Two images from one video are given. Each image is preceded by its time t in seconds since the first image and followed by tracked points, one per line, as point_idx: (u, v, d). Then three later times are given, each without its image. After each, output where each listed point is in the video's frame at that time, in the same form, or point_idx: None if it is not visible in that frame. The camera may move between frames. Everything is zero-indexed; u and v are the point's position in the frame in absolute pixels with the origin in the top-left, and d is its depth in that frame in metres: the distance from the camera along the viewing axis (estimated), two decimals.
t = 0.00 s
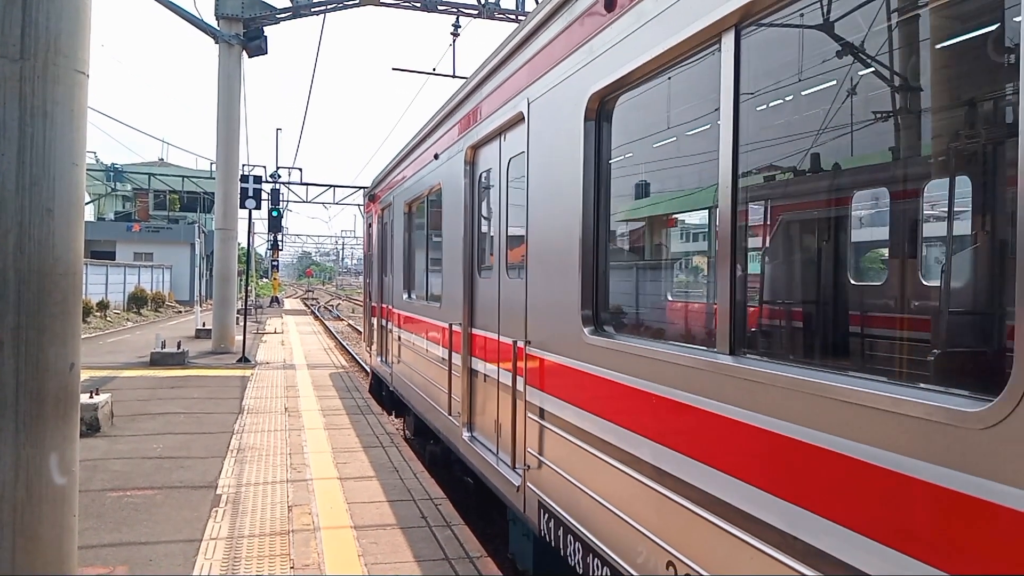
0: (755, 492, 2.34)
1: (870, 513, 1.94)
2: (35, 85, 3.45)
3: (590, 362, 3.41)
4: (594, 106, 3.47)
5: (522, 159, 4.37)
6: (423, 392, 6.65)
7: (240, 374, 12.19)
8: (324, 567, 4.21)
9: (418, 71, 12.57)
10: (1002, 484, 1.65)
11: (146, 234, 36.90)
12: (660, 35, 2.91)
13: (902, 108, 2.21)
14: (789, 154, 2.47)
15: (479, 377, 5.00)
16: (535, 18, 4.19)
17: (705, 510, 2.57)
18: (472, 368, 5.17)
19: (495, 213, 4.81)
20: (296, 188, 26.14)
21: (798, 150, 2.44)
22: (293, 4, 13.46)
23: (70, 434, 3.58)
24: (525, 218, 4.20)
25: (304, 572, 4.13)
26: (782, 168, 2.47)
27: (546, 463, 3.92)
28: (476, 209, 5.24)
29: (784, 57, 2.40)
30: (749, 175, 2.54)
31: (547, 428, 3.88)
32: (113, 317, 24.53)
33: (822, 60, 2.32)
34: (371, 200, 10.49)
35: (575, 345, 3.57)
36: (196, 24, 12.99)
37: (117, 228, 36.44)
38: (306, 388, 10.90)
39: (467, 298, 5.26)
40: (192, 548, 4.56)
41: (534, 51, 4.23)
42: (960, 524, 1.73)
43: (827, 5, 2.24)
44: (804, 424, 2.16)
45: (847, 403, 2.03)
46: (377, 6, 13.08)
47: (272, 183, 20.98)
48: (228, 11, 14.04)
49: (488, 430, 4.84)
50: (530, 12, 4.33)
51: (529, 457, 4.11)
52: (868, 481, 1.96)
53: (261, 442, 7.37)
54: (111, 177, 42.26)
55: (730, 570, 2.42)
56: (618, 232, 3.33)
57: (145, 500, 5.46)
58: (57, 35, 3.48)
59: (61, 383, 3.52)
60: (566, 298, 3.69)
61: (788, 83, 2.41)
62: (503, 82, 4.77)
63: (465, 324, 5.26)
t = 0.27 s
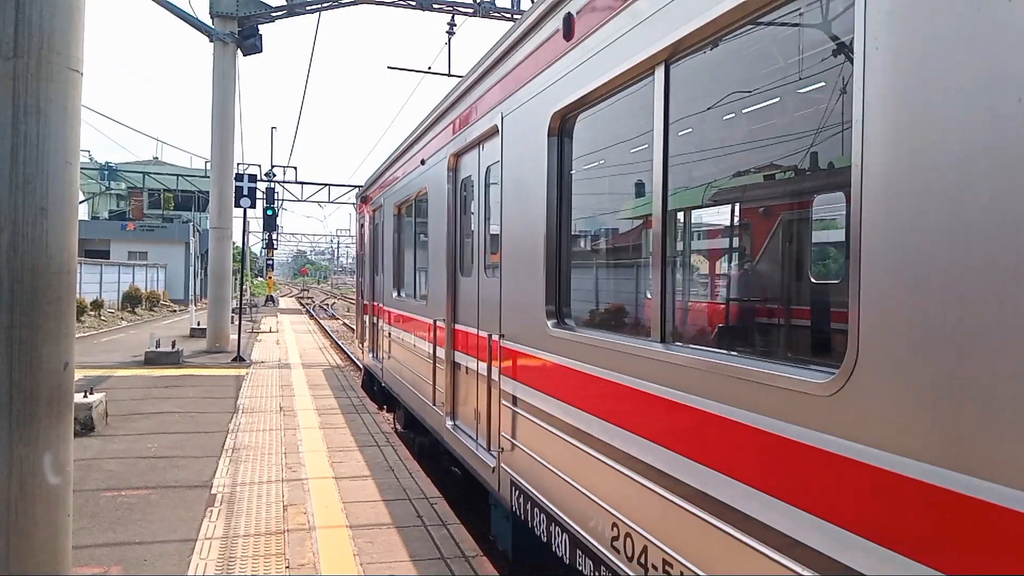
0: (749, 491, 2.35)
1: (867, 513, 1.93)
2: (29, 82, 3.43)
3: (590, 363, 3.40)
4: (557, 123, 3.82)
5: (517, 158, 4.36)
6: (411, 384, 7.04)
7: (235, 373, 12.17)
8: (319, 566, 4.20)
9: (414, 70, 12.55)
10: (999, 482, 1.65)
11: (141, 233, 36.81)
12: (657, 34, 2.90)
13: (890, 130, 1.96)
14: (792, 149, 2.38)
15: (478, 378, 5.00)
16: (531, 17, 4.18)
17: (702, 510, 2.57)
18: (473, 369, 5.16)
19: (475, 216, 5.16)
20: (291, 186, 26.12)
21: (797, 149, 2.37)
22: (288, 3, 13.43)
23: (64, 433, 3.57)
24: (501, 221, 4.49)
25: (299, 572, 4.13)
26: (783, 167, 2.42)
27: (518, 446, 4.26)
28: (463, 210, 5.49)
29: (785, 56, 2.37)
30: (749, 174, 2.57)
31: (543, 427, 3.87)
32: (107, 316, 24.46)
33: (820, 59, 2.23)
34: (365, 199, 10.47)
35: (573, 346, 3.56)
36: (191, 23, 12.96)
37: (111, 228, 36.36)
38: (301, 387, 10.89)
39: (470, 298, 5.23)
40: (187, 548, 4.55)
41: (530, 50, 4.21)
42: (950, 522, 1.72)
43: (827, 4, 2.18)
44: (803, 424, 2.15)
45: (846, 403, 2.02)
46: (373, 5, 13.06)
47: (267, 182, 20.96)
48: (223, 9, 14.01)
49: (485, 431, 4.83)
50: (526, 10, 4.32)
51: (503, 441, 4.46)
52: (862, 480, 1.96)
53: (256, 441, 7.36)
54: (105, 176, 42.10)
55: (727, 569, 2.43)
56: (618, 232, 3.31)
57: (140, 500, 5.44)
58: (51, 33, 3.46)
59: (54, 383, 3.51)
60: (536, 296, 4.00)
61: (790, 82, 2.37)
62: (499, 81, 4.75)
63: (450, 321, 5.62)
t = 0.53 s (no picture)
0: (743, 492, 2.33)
1: (860, 513, 1.92)
2: (24, 82, 3.42)
3: (584, 364, 3.38)
4: (524, 139, 4.23)
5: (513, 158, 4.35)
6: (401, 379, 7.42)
7: (231, 374, 12.15)
8: (314, 568, 4.19)
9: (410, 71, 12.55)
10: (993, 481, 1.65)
11: (136, 233, 36.73)
12: (654, 34, 2.89)
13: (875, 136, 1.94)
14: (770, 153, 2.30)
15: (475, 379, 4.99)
16: (527, 17, 4.17)
17: (697, 511, 2.56)
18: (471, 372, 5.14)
19: (459, 220, 5.56)
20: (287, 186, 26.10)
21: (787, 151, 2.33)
22: (284, 3, 13.42)
23: (58, 434, 3.55)
24: (481, 227, 4.87)
25: (294, 573, 4.12)
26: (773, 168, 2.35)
27: (496, 433, 4.60)
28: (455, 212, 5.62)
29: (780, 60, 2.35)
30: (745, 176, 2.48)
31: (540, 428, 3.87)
32: (103, 317, 24.43)
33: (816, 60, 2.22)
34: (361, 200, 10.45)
35: (570, 346, 3.54)
36: (187, 23, 12.94)
37: (107, 228, 36.30)
38: (297, 387, 10.88)
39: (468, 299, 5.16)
40: (181, 549, 4.53)
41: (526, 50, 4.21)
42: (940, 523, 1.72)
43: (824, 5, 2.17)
44: (796, 425, 2.15)
45: (837, 403, 2.01)
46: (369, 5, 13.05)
47: (263, 183, 20.95)
48: (219, 9, 13.99)
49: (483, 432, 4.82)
50: (523, 11, 4.31)
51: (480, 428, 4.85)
52: (855, 480, 1.95)
53: (251, 442, 7.35)
54: (100, 176, 42.01)
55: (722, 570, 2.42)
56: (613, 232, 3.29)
57: (134, 500, 5.43)
58: (45, 32, 3.45)
59: (48, 384, 3.49)
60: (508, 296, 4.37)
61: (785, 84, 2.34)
62: (496, 81, 4.75)
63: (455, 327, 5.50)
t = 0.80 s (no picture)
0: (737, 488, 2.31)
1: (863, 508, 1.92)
2: (22, 82, 3.42)
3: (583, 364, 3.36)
4: (496, 153, 4.64)
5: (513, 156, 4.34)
6: (395, 373, 7.70)
7: (230, 373, 12.16)
8: (315, 566, 4.19)
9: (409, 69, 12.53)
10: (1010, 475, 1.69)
11: (135, 232, 36.71)
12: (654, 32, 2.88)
13: (798, 146, 2.13)
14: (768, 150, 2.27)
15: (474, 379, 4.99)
16: (526, 15, 4.17)
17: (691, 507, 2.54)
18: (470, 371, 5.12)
19: (443, 223, 5.96)
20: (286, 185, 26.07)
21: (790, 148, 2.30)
22: (283, 2, 13.40)
23: (58, 434, 3.56)
24: (461, 229, 5.27)
25: (294, 572, 4.12)
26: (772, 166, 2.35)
27: (475, 418, 5.00)
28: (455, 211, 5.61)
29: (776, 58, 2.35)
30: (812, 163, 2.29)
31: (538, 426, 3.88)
32: (102, 316, 24.45)
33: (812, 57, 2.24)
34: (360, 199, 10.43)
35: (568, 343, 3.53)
36: (185, 22, 12.92)
37: (106, 227, 36.30)
38: (296, 386, 10.88)
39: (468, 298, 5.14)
40: (182, 548, 4.54)
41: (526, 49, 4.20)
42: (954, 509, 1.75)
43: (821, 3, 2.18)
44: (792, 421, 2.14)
45: (837, 399, 2.01)
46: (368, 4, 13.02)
47: (262, 182, 20.94)
48: (217, 8, 13.97)
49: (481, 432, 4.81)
50: (521, 8, 4.31)
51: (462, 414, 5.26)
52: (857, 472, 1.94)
53: (251, 441, 7.35)
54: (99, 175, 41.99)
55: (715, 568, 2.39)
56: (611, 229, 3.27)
57: (134, 500, 5.43)
58: (43, 31, 3.44)
59: (47, 384, 3.49)
60: (486, 292, 4.76)
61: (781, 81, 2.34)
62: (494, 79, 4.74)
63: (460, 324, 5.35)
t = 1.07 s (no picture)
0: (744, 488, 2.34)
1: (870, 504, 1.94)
2: (20, 82, 3.42)
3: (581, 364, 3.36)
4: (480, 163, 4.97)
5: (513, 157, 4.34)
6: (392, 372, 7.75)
7: (228, 374, 12.14)
8: (313, 568, 4.18)
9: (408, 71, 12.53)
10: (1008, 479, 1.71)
11: (133, 234, 36.67)
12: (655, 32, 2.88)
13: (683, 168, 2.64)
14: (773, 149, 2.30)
15: (473, 381, 4.99)
16: (525, 16, 4.17)
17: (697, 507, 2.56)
18: (469, 373, 5.12)
19: (426, 227, 6.46)
20: (285, 187, 26.04)
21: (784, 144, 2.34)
22: (281, 3, 13.41)
23: (56, 435, 3.55)
24: (442, 232, 5.73)
25: (292, 573, 4.11)
26: (774, 163, 2.36)
27: (455, 405, 5.47)
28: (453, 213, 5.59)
29: (771, 60, 2.36)
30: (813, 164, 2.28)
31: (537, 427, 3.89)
32: (100, 317, 24.41)
33: (808, 58, 2.26)
34: (358, 200, 10.42)
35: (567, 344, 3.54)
36: (183, 23, 12.92)
37: (105, 228, 36.27)
38: (294, 388, 10.86)
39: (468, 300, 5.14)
40: (180, 549, 4.53)
41: (525, 50, 4.21)
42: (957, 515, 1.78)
43: (815, 5, 2.21)
44: (796, 418, 2.16)
45: (841, 396, 2.03)
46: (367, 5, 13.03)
47: (260, 183, 20.92)
48: (215, 9, 13.97)
49: (480, 433, 4.81)
50: (520, 10, 4.31)
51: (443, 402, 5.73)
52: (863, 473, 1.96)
53: (250, 442, 7.34)
54: (97, 177, 41.96)
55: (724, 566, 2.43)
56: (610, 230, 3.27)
57: (132, 501, 5.42)
58: (42, 32, 3.44)
59: (46, 384, 3.49)
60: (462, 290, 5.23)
61: (778, 83, 2.35)
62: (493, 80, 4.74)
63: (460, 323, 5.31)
